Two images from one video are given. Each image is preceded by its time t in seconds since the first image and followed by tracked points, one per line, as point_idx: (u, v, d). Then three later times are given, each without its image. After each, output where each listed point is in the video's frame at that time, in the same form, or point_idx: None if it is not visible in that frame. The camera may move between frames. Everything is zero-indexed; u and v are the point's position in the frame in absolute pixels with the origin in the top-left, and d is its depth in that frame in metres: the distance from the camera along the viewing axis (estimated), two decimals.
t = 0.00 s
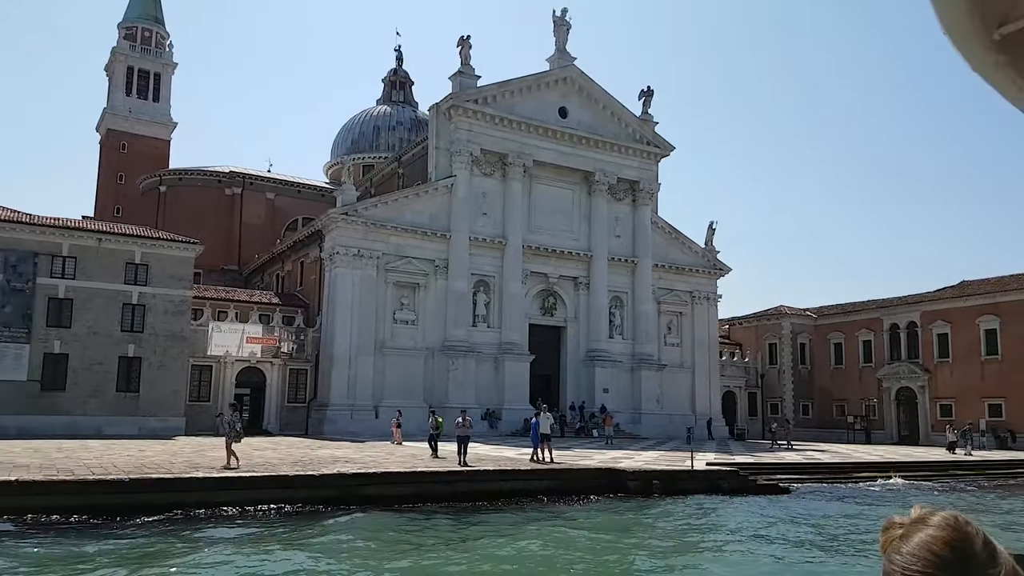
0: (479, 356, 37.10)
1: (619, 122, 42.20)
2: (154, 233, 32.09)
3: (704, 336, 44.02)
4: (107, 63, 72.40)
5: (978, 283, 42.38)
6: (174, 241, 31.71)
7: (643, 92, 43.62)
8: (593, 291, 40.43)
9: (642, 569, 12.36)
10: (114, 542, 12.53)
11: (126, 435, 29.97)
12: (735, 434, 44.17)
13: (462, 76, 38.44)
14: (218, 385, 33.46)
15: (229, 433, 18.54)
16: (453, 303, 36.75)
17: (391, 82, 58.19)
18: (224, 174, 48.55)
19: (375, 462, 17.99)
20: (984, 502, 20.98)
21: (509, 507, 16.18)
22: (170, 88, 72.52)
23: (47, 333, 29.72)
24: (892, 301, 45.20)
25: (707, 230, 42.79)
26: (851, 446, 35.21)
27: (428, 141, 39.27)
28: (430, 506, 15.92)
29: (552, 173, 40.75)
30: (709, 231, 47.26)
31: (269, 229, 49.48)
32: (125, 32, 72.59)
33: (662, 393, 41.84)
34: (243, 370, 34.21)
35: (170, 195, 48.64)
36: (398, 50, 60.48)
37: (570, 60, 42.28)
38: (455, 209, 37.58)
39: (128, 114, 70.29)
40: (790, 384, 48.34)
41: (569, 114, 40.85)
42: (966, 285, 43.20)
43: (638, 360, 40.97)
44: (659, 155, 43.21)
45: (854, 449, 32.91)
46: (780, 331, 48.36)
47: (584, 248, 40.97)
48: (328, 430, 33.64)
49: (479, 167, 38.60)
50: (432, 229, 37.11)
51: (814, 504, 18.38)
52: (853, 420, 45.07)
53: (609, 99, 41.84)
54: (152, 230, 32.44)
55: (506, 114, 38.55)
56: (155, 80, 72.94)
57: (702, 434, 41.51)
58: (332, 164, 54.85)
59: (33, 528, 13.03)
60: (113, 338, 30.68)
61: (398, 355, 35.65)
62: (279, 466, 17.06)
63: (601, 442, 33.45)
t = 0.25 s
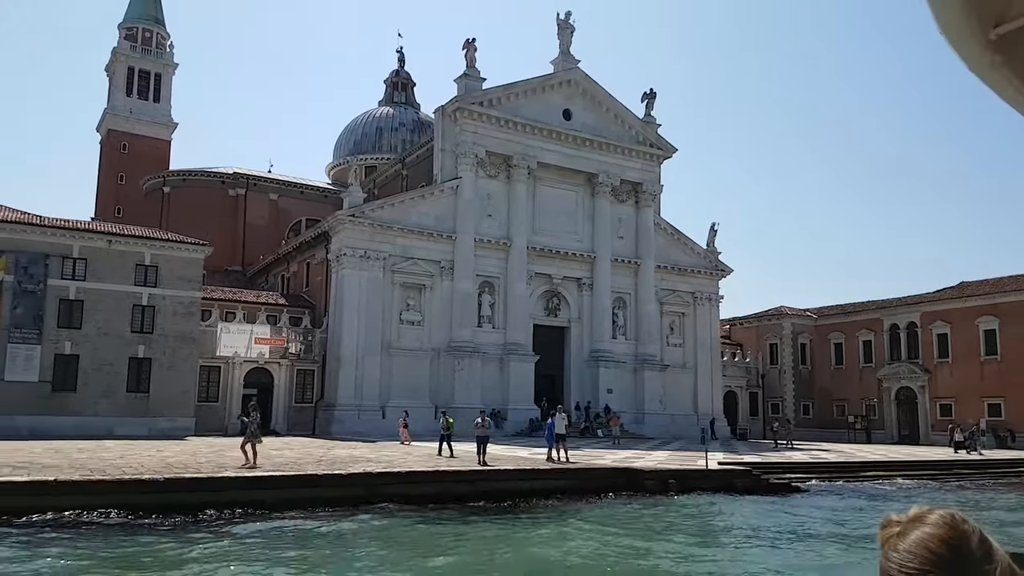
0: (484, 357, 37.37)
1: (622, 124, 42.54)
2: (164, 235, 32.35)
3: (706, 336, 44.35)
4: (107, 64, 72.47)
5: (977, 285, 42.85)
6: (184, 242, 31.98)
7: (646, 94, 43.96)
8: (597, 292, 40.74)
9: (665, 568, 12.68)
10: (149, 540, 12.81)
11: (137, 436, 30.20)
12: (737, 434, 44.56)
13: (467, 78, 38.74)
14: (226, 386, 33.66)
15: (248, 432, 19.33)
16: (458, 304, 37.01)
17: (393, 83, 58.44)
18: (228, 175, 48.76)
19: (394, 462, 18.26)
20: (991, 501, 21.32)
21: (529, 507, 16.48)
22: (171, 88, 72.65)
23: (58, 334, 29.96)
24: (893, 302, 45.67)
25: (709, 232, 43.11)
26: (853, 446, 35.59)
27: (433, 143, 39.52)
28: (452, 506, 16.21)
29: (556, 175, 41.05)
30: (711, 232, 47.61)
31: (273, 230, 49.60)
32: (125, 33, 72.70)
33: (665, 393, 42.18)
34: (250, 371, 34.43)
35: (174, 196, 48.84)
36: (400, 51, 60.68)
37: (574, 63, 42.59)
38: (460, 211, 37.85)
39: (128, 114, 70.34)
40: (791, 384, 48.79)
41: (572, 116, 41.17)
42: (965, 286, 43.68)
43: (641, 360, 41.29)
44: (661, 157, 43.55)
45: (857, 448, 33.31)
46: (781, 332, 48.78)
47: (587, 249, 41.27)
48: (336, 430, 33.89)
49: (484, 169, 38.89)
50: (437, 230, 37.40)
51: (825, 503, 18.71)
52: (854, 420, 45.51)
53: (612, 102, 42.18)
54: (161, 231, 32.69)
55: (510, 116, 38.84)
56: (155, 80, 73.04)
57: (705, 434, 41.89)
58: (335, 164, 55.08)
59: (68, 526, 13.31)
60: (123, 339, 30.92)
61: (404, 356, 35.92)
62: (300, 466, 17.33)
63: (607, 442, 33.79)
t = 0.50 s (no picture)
0: (491, 357, 37.69)
1: (627, 127, 42.95)
2: (175, 237, 32.62)
3: (709, 337, 44.76)
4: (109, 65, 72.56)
5: (977, 286, 43.39)
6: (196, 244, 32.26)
7: (651, 97, 44.38)
8: (601, 293, 41.10)
9: (690, 562, 13.08)
10: (188, 536, 13.17)
11: (149, 436, 30.48)
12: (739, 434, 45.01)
13: (474, 82, 39.10)
14: (236, 386, 33.96)
15: (269, 434, 19.80)
16: (465, 305, 37.34)
17: (396, 85, 58.74)
18: (233, 177, 49.00)
19: (416, 461, 18.62)
20: (996, 500, 21.79)
21: (550, 506, 16.86)
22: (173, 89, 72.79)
23: (71, 336, 30.23)
24: (894, 303, 46.21)
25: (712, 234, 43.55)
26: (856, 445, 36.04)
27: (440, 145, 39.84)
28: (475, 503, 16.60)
29: (561, 177, 41.41)
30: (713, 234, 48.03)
31: (278, 232, 49.78)
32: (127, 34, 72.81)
33: (668, 394, 42.59)
34: (260, 371, 34.72)
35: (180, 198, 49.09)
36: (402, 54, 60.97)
37: (579, 66, 42.99)
38: (467, 213, 38.18)
39: (131, 114, 70.47)
40: (792, 385, 49.28)
41: (577, 119, 41.56)
42: (965, 288, 44.23)
43: (645, 361, 41.69)
44: (665, 160, 43.96)
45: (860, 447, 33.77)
46: (783, 332, 49.26)
47: (592, 251, 41.64)
48: (345, 430, 34.18)
49: (490, 171, 39.24)
50: (445, 232, 37.73)
51: (836, 502, 19.14)
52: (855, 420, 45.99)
53: (617, 105, 42.60)
54: (173, 233, 32.97)
55: (517, 119, 39.19)
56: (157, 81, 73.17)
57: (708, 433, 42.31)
58: (339, 166, 55.34)
59: (109, 524, 13.68)
60: (135, 340, 31.18)
61: (412, 356, 36.23)
62: (325, 464, 17.68)
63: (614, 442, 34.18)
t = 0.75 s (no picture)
0: (497, 358, 37.96)
1: (631, 129, 43.29)
2: (186, 238, 32.90)
3: (712, 338, 45.13)
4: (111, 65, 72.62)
5: (977, 288, 43.83)
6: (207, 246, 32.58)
7: (654, 100, 44.76)
8: (605, 294, 41.41)
9: (710, 559, 13.46)
10: (216, 534, 13.47)
11: (160, 435, 30.72)
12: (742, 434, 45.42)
13: (480, 84, 39.39)
14: (245, 386, 34.22)
15: (286, 433, 20.14)
16: (471, 306, 37.61)
17: (399, 86, 58.99)
18: (238, 178, 49.22)
19: (434, 460, 18.96)
20: (1000, 499, 22.21)
21: (567, 506, 17.22)
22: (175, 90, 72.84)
23: (82, 336, 30.49)
24: (895, 304, 46.68)
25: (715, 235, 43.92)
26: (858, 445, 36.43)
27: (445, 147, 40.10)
28: (495, 502, 16.96)
29: (566, 179, 41.72)
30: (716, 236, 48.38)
31: (282, 232, 49.97)
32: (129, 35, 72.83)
33: (672, 394, 42.93)
34: (268, 372, 34.99)
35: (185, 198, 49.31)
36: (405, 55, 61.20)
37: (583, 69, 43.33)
38: (473, 214, 38.45)
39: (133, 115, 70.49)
40: (794, 385, 49.74)
41: (582, 121, 41.89)
42: (965, 289, 44.71)
43: (649, 362, 42.03)
44: (669, 162, 44.32)
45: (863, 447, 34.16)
46: (784, 333, 49.68)
47: (596, 252, 41.94)
48: (352, 430, 34.42)
49: (496, 173, 39.53)
50: (451, 233, 37.99)
51: (845, 501, 19.52)
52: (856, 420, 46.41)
53: (621, 107, 42.95)
54: (183, 235, 33.25)
55: (522, 121, 39.48)
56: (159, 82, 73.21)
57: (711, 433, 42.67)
58: (342, 167, 55.56)
59: (143, 523, 14.01)
60: (146, 341, 31.44)
61: (419, 357, 36.49)
62: (346, 464, 18.02)
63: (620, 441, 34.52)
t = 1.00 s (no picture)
0: (504, 358, 38.27)
1: (635, 131, 43.67)
2: (197, 239, 33.19)
3: (715, 339, 45.57)
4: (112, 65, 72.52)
5: (977, 289, 44.35)
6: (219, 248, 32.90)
7: (658, 102, 45.17)
8: (610, 295, 41.77)
9: (731, 558, 13.95)
10: (249, 532, 13.94)
11: (172, 435, 31.02)
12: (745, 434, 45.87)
13: (487, 87, 39.71)
14: (255, 387, 34.54)
15: (305, 434, 20.72)
16: (478, 307, 37.92)
17: (402, 88, 59.31)
18: (243, 179, 49.46)
19: (453, 460, 19.42)
20: (999, 497, 22.85)
21: (586, 506, 17.70)
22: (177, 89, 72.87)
23: (96, 337, 30.77)
24: (896, 305, 47.19)
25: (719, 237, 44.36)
26: (860, 444, 36.94)
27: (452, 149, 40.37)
28: (516, 502, 17.45)
29: (571, 181, 42.06)
30: (719, 237, 48.76)
31: (288, 233, 50.28)
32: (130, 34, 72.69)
33: (676, 394, 43.36)
34: (278, 372, 35.32)
35: (190, 200, 49.58)
36: (408, 57, 61.55)
37: (588, 71, 43.69)
38: (479, 216, 38.77)
39: (134, 114, 70.32)
40: (796, 385, 50.27)
41: (587, 124, 42.24)
42: (964, 290, 45.25)
43: (653, 362, 42.44)
44: (673, 164, 44.73)
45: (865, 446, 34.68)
46: (786, 334, 50.17)
47: (601, 253, 42.29)
48: (362, 430, 34.73)
49: (503, 175, 39.86)
50: (458, 235, 38.32)
51: (849, 501, 20.12)
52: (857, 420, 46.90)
53: (626, 110, 43.33)
54: (194, 236, 33.56)
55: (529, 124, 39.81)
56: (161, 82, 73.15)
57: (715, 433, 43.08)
58: (346, 168, 55.86)
59: (181, 521, 14.44)
60: (158, 341, 31.75)
61: (428, 357, 36.80)
62: (369, 463, 18.47)
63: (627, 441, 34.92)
